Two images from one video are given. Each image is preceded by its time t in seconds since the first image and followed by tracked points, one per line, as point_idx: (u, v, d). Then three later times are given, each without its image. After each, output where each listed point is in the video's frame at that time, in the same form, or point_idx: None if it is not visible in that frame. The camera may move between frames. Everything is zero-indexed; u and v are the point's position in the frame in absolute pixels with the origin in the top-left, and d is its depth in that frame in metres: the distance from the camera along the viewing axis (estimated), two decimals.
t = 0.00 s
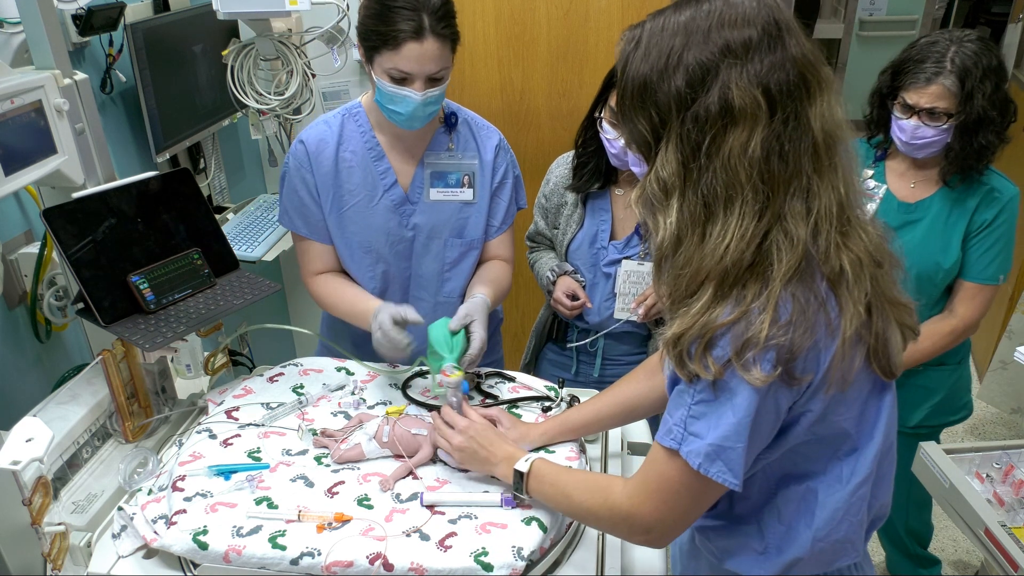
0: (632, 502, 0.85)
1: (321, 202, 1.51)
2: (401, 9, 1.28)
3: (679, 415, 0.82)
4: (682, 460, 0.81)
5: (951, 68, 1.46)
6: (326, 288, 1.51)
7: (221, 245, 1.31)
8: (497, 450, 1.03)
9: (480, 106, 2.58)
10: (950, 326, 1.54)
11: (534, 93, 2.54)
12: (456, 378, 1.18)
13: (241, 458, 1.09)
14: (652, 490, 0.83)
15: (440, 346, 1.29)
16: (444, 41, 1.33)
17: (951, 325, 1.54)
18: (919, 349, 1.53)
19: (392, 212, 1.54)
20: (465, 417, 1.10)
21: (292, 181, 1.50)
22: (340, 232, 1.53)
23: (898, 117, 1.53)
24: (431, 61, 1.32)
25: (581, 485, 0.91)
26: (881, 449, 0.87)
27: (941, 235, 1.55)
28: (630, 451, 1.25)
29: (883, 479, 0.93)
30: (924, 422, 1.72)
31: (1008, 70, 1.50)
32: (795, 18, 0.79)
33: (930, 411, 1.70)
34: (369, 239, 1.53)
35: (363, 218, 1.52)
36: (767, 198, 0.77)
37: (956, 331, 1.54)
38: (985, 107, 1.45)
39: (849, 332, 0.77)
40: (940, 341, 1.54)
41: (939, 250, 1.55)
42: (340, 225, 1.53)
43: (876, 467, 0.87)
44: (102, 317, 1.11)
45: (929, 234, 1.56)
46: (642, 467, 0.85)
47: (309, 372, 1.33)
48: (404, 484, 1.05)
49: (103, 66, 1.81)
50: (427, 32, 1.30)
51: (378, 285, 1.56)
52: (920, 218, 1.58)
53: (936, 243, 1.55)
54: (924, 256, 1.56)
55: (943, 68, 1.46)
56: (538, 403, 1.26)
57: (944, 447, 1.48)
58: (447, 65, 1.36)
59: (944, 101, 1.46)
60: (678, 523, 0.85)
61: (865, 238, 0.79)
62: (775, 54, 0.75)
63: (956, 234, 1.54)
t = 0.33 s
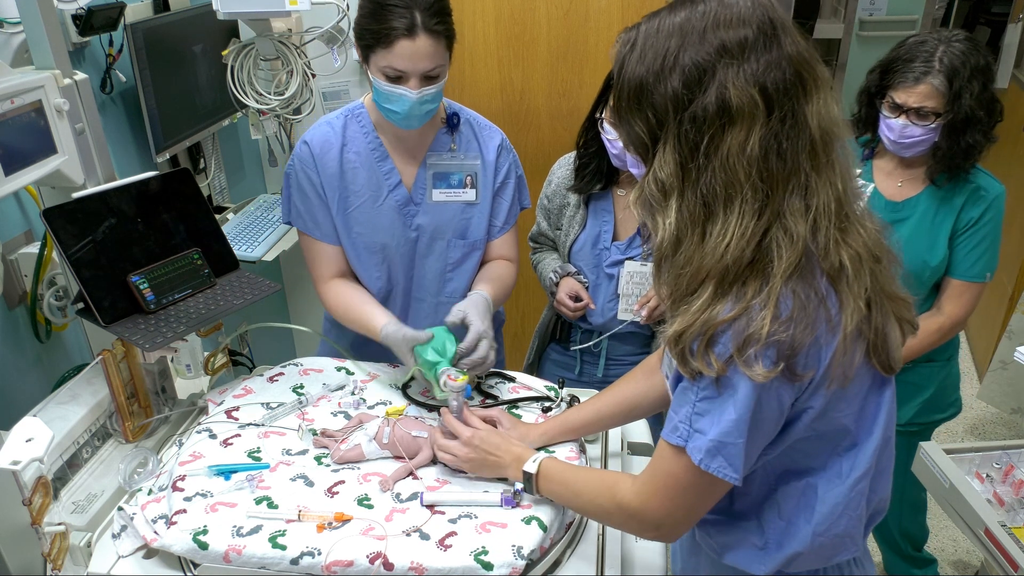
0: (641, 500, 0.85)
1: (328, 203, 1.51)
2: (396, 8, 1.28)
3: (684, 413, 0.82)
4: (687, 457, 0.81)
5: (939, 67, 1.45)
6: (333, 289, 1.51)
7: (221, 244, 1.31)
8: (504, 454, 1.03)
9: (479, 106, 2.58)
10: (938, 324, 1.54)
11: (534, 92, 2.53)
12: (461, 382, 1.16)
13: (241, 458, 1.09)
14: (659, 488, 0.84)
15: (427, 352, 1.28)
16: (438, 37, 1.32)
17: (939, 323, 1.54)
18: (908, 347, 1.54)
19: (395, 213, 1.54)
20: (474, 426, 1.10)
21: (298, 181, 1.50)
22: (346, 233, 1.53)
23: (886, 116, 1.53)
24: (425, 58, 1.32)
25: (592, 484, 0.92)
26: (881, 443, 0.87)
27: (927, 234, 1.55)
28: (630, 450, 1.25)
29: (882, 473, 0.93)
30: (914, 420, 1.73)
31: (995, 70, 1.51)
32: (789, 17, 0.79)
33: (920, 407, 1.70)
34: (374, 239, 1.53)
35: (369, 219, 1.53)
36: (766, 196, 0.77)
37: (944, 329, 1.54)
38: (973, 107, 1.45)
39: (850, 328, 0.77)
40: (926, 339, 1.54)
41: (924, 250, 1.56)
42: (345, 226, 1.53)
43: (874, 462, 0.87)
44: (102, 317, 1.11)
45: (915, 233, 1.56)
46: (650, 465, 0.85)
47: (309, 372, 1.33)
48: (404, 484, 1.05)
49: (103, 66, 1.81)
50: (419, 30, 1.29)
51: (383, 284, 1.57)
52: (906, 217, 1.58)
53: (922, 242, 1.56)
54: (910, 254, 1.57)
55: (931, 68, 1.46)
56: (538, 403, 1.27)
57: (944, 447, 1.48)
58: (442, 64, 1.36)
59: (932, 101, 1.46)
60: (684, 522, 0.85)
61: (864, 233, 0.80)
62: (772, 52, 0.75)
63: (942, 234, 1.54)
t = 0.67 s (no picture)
0: (644, 501, 0.85)
1: (325, 205, 1.52)
2: (391, 10, 1.28)
3: (691, 415, 0.82)
4: (693, 459, 0.81)
5: (944, 64, 1.46)
6: (331, 293, 1.52)
7: (221, 245, 1.31)
8: (503, 456, 1.03)
9: (479, 106, 2.58)
10: (952, 321, 1.54)
11: (534, 92, 2.53)
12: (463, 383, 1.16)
13: (241, 458, 1.09)
14: (663, 489, 0.84)
15: (419, 357, 1.29)
16: (433, 39, 1.32)
17: (952, 319, 1.54)
18: (920, 343, 1.54)
19: (393, 216, 1.54)
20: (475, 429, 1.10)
21: (296, 184, 1.51)
22: (344, 236, 1.54)
23: (894, 115, 1.53)
24: (420, 60, 1.32)
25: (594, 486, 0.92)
26: (886, 442, 0.87)
27: (940, 233, 1.55)
28: (630, 450, 1.25)
29: (884, 471, 0.93)
30: (927, 417, 1.72)
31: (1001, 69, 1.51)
32: (786, 17, 0.80)
33: (934, 405, 1.70)
34: (371, 242, 1.54)
35: (366, 221, 1.53)
36: (770, 198, 0.77)
37: (958, 326, 1.54)
38: (977, 103, 1.45)
39: (857, 328, 0.77)
40: (940, 336, 1.54)
41: (937, 249, 1.55)
42: (343, 229, 1.53)
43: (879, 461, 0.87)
44: (102, 317, 1.11)
45: (928, 232, 1.55)
46: (654, 466, 0.85)
47: (309, 372, 1.34)
48: (404, 484, 1.05)
49: (103, 66, 1.81)
50: (414, 31, 1.29)
51: (380, 288, 1.57)
52: (918, 215, 1.57)
53: (935, 242, 1.55)
54: (922, 253, 1.56)
55: (935, 65, 1.47)
56: (538, 403, 1.27)
57: (944, 447, 1.49)
58: (439, 64, 1.36)
59: (938, 97, 1.47)
60: (687, 523, 0.85)
61: (868, 233, 0.80)
62: (771, 54, 0.75)
63: (955, 233, 1.54)
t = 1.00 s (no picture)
0: (643, 501, 0.86)
1: (323, 209, 1.52)
2: (375, 14, 1.28)
3: (693, 416, 0.82)
4: (696, 460, 0.81)
5: (989, 63, 1.49)
6: (332, 297, 1.52)
7: (221, 245, 1.31)
8: (501, 457, 1.03)
9: (480, 106, 2.58)
10: (999, 322, 1.54)
11: (534, 92, 2.53)
12: (462, 386, 1.17)
13: (241, 458, 1.09)
14: (664, 490, 0.84)
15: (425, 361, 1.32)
16: (418, 41, 1.31)
17: (1000, 322, 1.54)
18: (965, 344, 1.56)
19: (392, 218, 1.54)
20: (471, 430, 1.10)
21: (294, 188, 1.52)
22: (343, 240, 1.54)
23: (940, 115, 1.57)
24: (407, 62, 1.32)
25: (594, 485, 0.92)
26: (889, 444, 0.87)
27: (989, 233, 1.55)
28: (630, 451, 1.25)
29: (886, 474, 0.93)
30: (965, 418, 1.73)
31: None
32: (789, 19, 0.80)
33: (970, 409, 1.70)
34: (371, 245, 1.54)
35: (364, 224, 1.54)
36: (774, 202, 0.77)
37: (1005, 328, 1.55)
38: None
39: (862, 331, 0.77)
40: (983, 338, 1.55)
41: (986, 249, 1.55)
42: (342, 232, 1.54)
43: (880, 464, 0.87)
44: (102, 317, 1.11)
45: (978, 231, 1.56)
46: (655, 467, 0.85)
47: (309, 372, 1.33)
48: (404, 484, 1.05)
49: (103, 66, 1.81)
50: (398, 34, 1.29)
51: (381, 291, 1.57)
52: (968, 216, 1.58)
53: (984, 242, 1.55)
54: (971, 253, 1.56)
55: (981, 63, 1.50)
56: (538, 403, 1.27)
57: (944, 447, 1.49)
58: (426, 65, 1.36)
59: (983, 96, 1.50)
60: (690, 524, 0.85)
61: (872, 235, 0.80)
62: (774, 56, 0.75)
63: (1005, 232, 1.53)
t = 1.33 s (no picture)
0: (642, 501, 0.85)
1: (323, 211, 1.52)
2: (368, 16, 1.28)
3: (693, 417, 0.82)
4: (696, 461, 0.81)
5: None
6: (335, 300, 1.52)
7: (221, 245, 1.31)
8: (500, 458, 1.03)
9: (480, 106, 2.58)
10: None
11: (534, 92, 2.53)
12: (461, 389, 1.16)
13: (241, 458, 1.09)
14: (663, 492, 0.84)
15: (430, 359, 1.32)
16: (412, 42, 1.31)
17: None
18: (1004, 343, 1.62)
19: (392, 220, 1.55)
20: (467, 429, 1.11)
21: (294, 190, 1.52)
22: (343, 242, 1.54)
23: (985, 117, 1.62)
24: (402, 64, 1.32)
25: (592, 485, 0.91)
26: (890, 447, 0.87)
27: None
28: (630, 451, 1.25)
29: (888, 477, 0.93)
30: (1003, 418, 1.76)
31: None
32: (789, 21, 0.80)
33: (1009, 410, 1.72)
34: (371, 247, 1.54)
35: (364, 227, 1.54)
36: (773, 205, 0.77)
37: None
38: None
39: (864, 333, 0.77)
40: None
41: None
42: (342, 234, 1.54)
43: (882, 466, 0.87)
44: (102, 317, 1.11)
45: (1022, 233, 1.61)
46: (655, 467, 0.85)
47: (309, 372, 1.34)
48: (404, 484, 1.05)
49: (103, 66, 1.81)
50: (392, 36, 1.29)
51: (382, 293, 1.57)
52: (1010, 218, 1.63)
53: None
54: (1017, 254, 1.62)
55: None
56: (538, 403, 1.27)
57: (944, 447, 1.49)
58: (421, 67, 1.36)
59: None
60: (691, 525, 0.85)
61: (873, 237, 0.80)
62: (772, 58, 0.75)
63: None
